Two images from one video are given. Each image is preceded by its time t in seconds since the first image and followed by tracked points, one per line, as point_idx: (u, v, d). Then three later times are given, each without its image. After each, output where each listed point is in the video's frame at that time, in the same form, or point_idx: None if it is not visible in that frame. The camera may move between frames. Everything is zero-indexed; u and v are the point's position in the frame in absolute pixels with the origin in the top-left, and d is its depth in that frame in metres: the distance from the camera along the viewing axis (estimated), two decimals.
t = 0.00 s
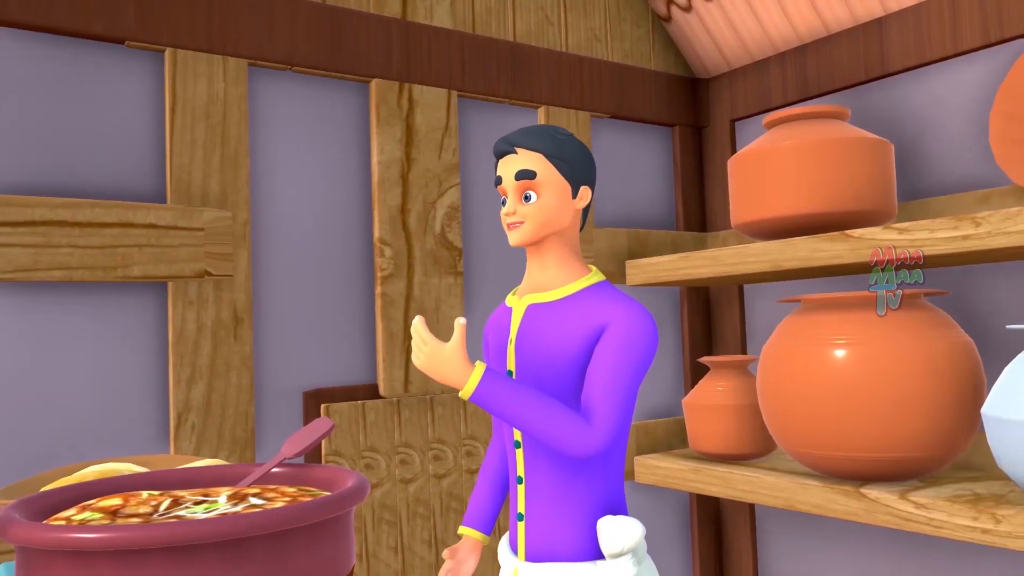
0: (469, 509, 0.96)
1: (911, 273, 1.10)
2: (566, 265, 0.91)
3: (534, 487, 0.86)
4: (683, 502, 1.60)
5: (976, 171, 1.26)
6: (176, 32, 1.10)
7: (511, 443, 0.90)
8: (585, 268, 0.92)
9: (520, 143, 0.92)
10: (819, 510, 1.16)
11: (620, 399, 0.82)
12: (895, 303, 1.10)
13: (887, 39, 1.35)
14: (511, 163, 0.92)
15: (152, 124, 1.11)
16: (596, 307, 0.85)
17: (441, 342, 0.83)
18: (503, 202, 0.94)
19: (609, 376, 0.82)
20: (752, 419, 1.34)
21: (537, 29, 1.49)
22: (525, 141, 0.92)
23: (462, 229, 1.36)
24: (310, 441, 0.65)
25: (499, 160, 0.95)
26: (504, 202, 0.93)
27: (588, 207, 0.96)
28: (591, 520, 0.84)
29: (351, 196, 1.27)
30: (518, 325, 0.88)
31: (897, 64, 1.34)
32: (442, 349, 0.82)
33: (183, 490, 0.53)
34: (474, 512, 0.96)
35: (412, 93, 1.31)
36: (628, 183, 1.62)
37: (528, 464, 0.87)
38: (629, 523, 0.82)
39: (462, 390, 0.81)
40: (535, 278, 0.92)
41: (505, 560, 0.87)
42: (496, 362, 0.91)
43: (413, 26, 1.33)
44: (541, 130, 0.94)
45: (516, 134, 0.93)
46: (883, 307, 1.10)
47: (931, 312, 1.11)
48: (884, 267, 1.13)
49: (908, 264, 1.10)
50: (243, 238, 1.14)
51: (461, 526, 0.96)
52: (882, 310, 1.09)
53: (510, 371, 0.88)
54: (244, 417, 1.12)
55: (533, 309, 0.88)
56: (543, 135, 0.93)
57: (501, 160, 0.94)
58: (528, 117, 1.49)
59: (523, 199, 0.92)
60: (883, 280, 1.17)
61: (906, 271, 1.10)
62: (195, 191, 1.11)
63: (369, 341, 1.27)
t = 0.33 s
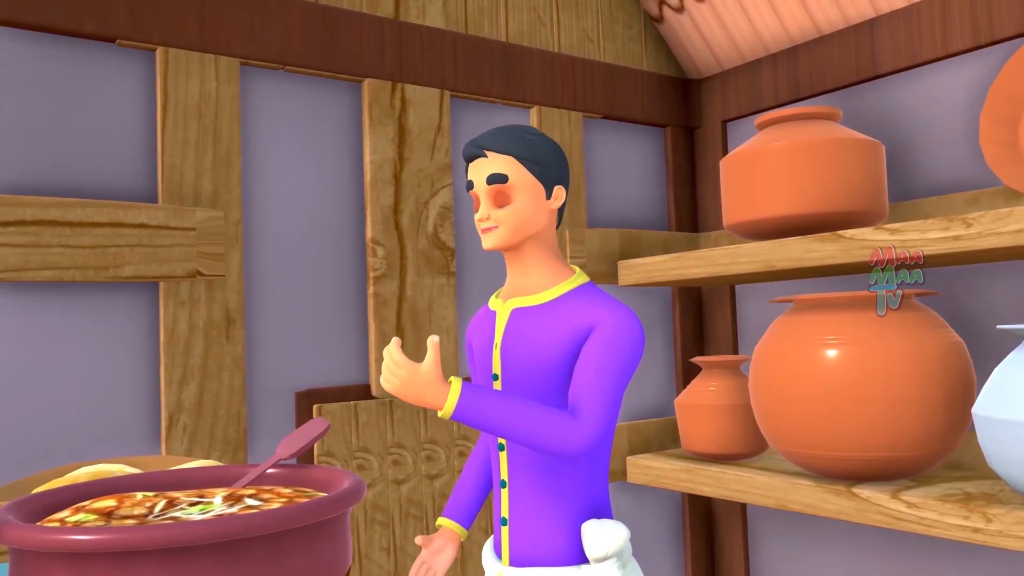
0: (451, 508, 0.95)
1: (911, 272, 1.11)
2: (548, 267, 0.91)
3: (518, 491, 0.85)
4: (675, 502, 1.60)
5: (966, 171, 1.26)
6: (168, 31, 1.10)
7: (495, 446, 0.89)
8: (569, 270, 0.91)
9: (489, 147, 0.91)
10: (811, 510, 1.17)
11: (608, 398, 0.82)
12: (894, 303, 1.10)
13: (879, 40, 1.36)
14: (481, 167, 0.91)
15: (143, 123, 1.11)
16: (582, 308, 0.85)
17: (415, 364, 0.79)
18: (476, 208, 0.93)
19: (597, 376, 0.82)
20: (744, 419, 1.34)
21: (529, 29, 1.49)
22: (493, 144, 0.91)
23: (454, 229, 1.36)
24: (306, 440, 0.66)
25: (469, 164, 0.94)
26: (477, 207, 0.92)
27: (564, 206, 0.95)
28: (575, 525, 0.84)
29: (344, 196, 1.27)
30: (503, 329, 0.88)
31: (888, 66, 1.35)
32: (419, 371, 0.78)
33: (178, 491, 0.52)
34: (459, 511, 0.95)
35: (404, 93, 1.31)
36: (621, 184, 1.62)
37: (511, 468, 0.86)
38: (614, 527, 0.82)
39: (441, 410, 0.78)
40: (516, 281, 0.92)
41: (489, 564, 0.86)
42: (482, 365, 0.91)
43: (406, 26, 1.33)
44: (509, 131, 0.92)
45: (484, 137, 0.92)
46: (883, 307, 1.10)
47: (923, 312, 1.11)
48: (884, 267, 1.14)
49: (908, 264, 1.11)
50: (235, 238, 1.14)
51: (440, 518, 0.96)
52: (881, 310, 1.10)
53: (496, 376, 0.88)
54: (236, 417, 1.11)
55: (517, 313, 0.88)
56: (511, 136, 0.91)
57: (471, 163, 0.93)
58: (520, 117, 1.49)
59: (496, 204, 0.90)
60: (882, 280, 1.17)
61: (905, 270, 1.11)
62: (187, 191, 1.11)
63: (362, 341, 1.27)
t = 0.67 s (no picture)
0: (445, 510, 0.95)
1: (910, 272, 1.11)
2: (534, 271, 0.90)
3: (507, 495, 0.85)
4: (668, 502, 1.60)
5: (958, 173, 1.27)
6: (161, 29, 1.09)
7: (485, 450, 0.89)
8: (559, 272, 0.91)
9: (465, 152, 0.90)
10: (805, 510, 1.17)
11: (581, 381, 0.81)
12: (895, 303, 1.11)
13: (871, 42, 1.37)
14: (457, 173, 0.91)
15: (136, 121, 1.10)
16: (570, 309, 0.85)
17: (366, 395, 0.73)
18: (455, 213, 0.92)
19: (574, 365, 0.81)
20: (738, 419, 1.35)
21: (524, 29, 1.49)
22: (467, 149, 0.89)
23: (449, 229, 1.36)
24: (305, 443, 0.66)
25: (445, 169, 0.93)
26: (455, 213, 0.92)
27: (543, 207, 0.95)
28: (564, 529, 0.83)
29: (338, 196, 1.26)
30: (492, 333, 0.88)
31: (880, 67, 1.36)
32: (375, 402, 0.73)
33: (177, 492, 0.52)
34: (453, 512, 0.95)
35: (399, 92, 1.31)
36: (614, 184, 1.62)
37: (501, 471, 0.86)
38: (605, 531, 0.82)
39: (407, 429, 0.75)
40: (506, 284, 0.91)
41: (480, 569, 0.86)
42: (473, 368, 0.91)
43: (400, 26, 1.33)
44: (484, 134, 0.91)
45: (459, 142, 0.91)
46: (883, 307, 1.10)
47: (917, 313, 1.12)
48: (884, 268, 1.14)
49: (908, 264, 1.11)
50: (229, 238, 1.13)
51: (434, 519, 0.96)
52: (885, 309, 1.10)
53: (487, 379, 0.88)
54: (230, 418, 1.10)
55: (506, 317, 0.88)
56: (486, 140, 0.90)
57: (446, 169, 0.92)
58: (514, 117, 1.48)
59: (474, 209, 0.90)
60: (883, 279, 1.18)
61: (905, 270, 1.11)
62: (180, 190, 1.10)
63: (356, 342, 1.27)
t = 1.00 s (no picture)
0: (444, 510, 0.95)
1: (910, 272, 1.12)
2: (535, 271, 0.90)
3: (508, 496, 0.85)
4: (663, 502, 1.60)
5: (952, 174, 1.28)
6: (156, 28, 1.09)
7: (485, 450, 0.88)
8: (560, 272, 0.91)
9: (464, 152, 0.89)
10: (801, 509, 1.17)
11: (578, 376, 0.81)
12: (895, 303, 1.11)
13: (866, 43, 1.37)
14: (457, 173, 0.90)
15: (132, 120, 1.09)
16: (571, 309, 0.85)
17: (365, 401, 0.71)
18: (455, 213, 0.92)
19: (571, 358, 0.81)
20: (734, 419, 1.35)
21: (519, 29, 1.49)
22: (467, 149, 0.89)
23: (445, 229, 1.36)
24: (305, 446, 0.66)
25: (445, 168, 0.92)
26: (456, 213, 0.91)
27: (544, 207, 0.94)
28: (566, 529, 0.84)
29: (334, 195, 1.26)
30: (493, 335, 0.88)
31: (875, 68, 1.36)
32: (374, 407, 0.72)
33: (178, 494, 0.52)
34: (452, 512, 0.94)
35: (395, 92, 1.30)
36: (610, 185, 1.63)
37: (501, 471, 0.86)
38: (606, 531, 0.82)
39: (407, 430, 0.74)
40: (507, 284, 0.91)
41: (480, 570, 0.86)
42: (474, 369, 0.90)
43: (397, 25, 1.32)
44: (484, 134, 0.90)
45: (458, 142, 0.90)
46: (883, 307, 1.11)
47: (912, 313, 1.12)
48: (884, 268, 1.15)
49: (908, 264, 1.11)
50: (225, 238, 1.12)
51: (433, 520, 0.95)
52: (885, 310, 1.11)
53: (488, 379, 0.88)
54: (226, 419, 1.10)
55: (507, 317, 0.88)
56: (486, 140, 0.89)
57: (446, 169, 0.92)
58: (511, 117, 1.48)
59: (474, 210, 0.90)
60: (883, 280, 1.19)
61: (905, 271, 1.12)
62: (176, 189, 1.10)
63: (352, 342, 1.26)
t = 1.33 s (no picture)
0: (449, 510, 0.95)
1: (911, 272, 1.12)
2: (548, 269, 0.89)
3: (518, 494, 0.85)
4: (658, 502, 1.61)
5: (946, 174, 1.29)
6: (152, 27, 1.08)
7: (495, 449, 0.88)
8: (570, 271, 0.90)
9: (484, 147, 0.89)
10: (797, 509, 1.18)
11: (609, 396, 0.80)
12: (894, 303, 1.12)
13: (860, 45, 1.38)
14: (476, 168, 0.90)
15: (127, 119, 1.09)
16: (583, 312, 0.84)
17: (412, 379, 0.76)
18: (473, 209, 0.91)
19: (597, 372, 0.80)
20: (730, 419, 1.35)
21: (515, 29, 1.49)
22: (487, 145, 0.89)
23: (441, 230, 1.35)
24: (311, 444, 0.64)
25: (464, 164, 0.92)
26: (473, 209, 0.91)
27: (560, 206, 0.94)
28: (577, 528, 0.83)
29: (330, 195, 1.26)
30: (503, 333, 0.87)
31: (870, 70, 1.37)
32: (417, 386, 0.75)
33: (182, 494, 0.52)
34: (458, 511, 0.94)
35: (391, 92, 1.30)
36: (605, 185, 1.63)
37: (512, 469, 0.86)
38: (615, 529, 0.81)
39: (444, 422, 0.76)
40: (518, 283, 0.90)
41: (489, 567, 0.86)
42: (484, 368, 0.90)
43: (393, 25, 1.32)
44: (504, 131, 0.90)
45: (478, 138, 0.90)
46: (883, 307, 1.12)
47: (907, 313, 1.13)
48: (884, 267, 1.15)
49: (908, 264, 1.12)
50: (221, 238, 1.12)
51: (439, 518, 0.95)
52: (885, 310, 1.11)
53: (497, 377, 0.87)
54: (221, 420, 1.09)
55: (518, 315, 0.87)
56: (506, 136, 0.89)
57: (465, 165, 0.91)
58: (506, 117, 1.48)
59: (493, 206, 0.89)
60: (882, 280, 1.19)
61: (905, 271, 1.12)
62: (172, 189, 1.09)
63: (348, 342, 1.26)
